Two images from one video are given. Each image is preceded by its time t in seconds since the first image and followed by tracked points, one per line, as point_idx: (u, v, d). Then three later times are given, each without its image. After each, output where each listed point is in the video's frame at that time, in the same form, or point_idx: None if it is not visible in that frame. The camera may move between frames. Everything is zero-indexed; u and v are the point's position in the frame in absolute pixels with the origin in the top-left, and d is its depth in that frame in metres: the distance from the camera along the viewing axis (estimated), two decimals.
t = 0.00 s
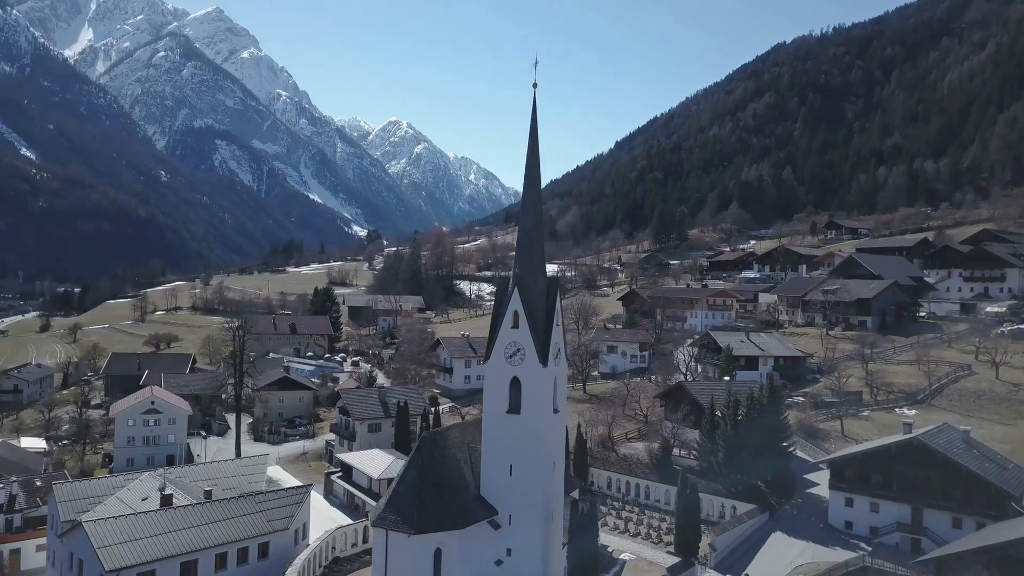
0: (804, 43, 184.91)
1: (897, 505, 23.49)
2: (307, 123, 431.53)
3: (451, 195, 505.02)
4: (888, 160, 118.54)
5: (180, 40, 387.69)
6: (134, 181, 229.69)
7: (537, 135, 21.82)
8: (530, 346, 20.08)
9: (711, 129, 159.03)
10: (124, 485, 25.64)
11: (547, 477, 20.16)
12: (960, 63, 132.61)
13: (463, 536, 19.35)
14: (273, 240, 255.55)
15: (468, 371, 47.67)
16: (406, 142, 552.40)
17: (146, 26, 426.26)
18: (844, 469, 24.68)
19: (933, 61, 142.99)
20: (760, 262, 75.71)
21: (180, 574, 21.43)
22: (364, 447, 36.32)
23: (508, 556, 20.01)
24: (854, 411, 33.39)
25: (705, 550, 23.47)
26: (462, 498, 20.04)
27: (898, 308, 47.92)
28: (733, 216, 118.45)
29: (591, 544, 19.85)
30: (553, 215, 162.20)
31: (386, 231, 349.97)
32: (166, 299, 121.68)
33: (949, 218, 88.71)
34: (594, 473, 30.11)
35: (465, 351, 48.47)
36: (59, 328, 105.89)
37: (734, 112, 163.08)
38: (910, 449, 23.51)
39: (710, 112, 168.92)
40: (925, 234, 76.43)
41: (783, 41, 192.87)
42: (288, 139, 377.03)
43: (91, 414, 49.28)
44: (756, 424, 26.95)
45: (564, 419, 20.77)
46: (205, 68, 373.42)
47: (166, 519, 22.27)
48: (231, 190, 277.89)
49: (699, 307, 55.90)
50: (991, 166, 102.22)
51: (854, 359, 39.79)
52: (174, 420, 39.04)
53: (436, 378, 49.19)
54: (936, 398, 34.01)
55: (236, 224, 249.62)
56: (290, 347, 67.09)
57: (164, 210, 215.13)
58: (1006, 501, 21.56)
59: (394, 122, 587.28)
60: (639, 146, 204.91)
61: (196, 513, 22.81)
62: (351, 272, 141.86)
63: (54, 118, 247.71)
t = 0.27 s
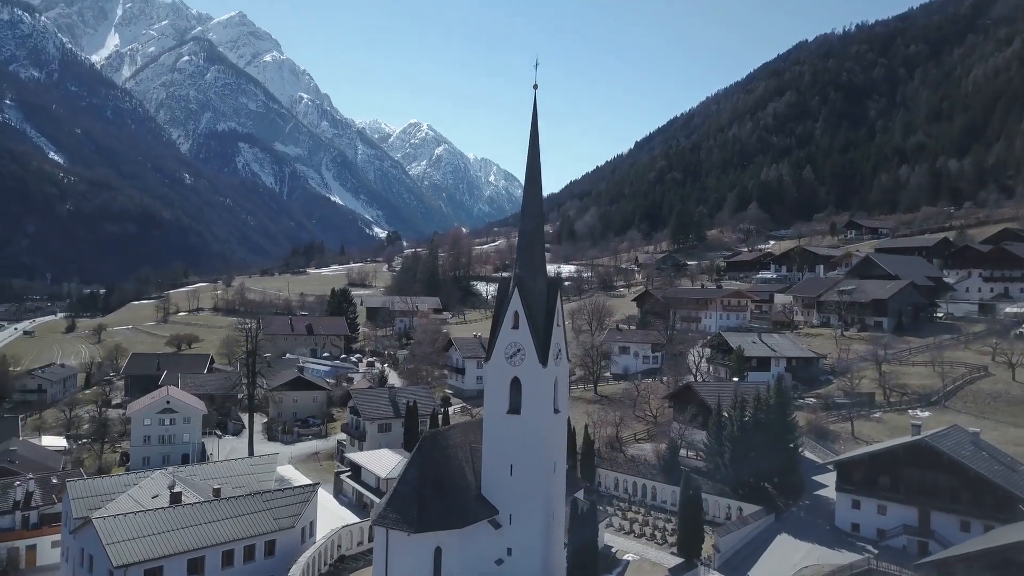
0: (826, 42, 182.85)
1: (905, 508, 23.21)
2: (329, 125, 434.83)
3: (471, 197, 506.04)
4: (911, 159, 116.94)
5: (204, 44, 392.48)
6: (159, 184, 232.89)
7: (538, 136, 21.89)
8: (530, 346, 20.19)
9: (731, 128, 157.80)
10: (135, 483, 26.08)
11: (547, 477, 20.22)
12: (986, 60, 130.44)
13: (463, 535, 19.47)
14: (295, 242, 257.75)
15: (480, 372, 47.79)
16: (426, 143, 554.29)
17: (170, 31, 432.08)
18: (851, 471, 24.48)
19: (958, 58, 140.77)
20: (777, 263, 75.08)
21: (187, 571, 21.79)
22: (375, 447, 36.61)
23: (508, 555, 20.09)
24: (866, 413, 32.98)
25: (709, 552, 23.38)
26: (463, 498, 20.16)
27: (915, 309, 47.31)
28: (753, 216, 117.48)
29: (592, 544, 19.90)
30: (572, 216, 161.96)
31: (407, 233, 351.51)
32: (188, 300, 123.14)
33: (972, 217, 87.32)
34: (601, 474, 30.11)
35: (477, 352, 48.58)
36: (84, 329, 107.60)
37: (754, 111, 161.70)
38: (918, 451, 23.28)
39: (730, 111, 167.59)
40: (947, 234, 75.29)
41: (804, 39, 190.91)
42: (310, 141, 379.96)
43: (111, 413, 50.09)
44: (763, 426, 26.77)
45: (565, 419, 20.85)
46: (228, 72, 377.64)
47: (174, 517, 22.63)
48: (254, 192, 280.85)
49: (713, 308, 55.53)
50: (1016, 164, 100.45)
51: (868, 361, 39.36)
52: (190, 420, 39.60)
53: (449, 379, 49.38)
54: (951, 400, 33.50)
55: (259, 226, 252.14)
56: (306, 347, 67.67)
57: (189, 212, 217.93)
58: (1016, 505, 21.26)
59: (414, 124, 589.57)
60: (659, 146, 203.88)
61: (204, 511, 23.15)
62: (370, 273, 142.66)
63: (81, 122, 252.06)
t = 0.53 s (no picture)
0: (852, 39, 180.33)
1: (916, 510, 22.93)
2: (353, 127, 438.23)
3: (494, 198, 506.75)
4: (938, 157, 114.99)
5: (231, 48, 397.60)
6: (187, 187, 236.39)
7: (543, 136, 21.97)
8: (533, 345, 20.28)
9: (755, 128, 156.28)
10: (151, 479, 26.62)
11: (551, 476, 20.32)
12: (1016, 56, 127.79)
13: (467, 533, 19.61)
14: (320, 243, 260.03)
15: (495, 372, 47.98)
16: (449, 145, 556.14)
17: (198, 35, 438.51)
18: (861, 472, 24.23)
19: (987, 54, 138.05)
20: (799, 263, 74.31)
21: (197, 566, 22.16)
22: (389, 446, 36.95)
23: (512, 554, 20.21)
24: (881, 414, 32.51)
25: (715, 552, 23.32)
26: (467, 496, 20.34)
27: (936, 309, 46.57)
28: (776, 216, 116.27)
29: (596, 544, 19.95)
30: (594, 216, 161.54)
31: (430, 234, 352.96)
32: (213, 301, 124.80)
33: (1000, 216, 85.67)
34: (612, 474, 30.14)
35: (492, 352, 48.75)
36: (112, 330, 109.47)
37: (778, 110, 159.95)
38: (928, 453, 23.00)
39: (754, 110, 165.93)
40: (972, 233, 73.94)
41: (830, 37, 188.40)
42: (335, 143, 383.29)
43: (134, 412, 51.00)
44: (774, 426, 26.58)
45: (569, 419, 20.92)
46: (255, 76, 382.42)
47: (186, 513, 23.07)
48: (279, 194, 283.94)
49: (731, 308, 55.14)
50: None
51: (886, 362, 38.84)
52: (208, 418, 40.27)
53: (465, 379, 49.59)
54: (970, 402, 32.90)
55: (285, 227, 254.83)
56: (326, 347, 68.34)
57: (216, 214, 220.94)
58: None
59: (438, 126, 591.59)
60: (682, 146, 202.44)
61: (216, 508, 23.57)
62: (392, 274, 143.48)
63: (111, 127, 256.82)
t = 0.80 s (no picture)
0: (879, 36, 177.64)
1: (925, 512, 22.63)
2: (377, 129, 441.18)
3: (517, 199, 507.06)
4: (965, 155, 112.89)
5: (257, 52, 402.39)
6: (214, 189, 239.70)
7: (545, 136, 22.01)
8: (534, 344, 20.36)
9: (778, 127, 154.66)
10: (164, 476, 27.13)
11: (551, 475, 20.36)
12: None
13: (467, 531, 19.70)
14: (344, 244, 262.08)
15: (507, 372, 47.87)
16: (473, 146, 557.46)
17: (225, 39, 444.75)
18: (869, 473, 24.00)
19: (1018, 50, 135.23)
20: (819, 263, 73.53)
21: (204, 561, 22.53)
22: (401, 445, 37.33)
23: (513, 552, 20.25)
24: (895, 415, 32.03)
25: (721, 553, 23.21)
26: (468, 495, 20.44)
27: (956, 309, 45.78)
28: (798, 216, 115.03)
29: (596, 544, 19.94)
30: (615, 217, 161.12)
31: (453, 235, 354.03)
32: (238, 302, 126.51)
33: None
34: (621, 474, 30.11)
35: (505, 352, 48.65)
36: (139, 330, 111.51)
37: (803, 108, 158.10)
38: (936, 454, 22.65)
39: (777, 109, 164.24)
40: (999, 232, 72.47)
41: (857, 34, 185.67)
42: (359, 145, 385.93)
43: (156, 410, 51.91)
44: (782, 426, 26.33)
45: (571, 418, 20.98)
46: (280, 79, 386.55)
47: (196, 508, 23.50)
48: (304, 196, 286.75)
49: (748, 308, 54.67)
50: None
51: (902, 362, 38.31)
52: (224, 416, 40.90)
53: (479, 380, 49.85)
54: (987, 404, 32.24)
55: (310, 229, 257.24)
56: (344, 347, 69.03)
57: (242, 216, 223.72)
58: None
59: (461, 127, 593.32)
60: (705, 145, 201.01)
61: (224, 505, 23.93)
62: (414, 274, 144.39)
63: (141, 131, 261.56)
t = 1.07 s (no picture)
0: (899, 34, 175.51)
1: (929, 514, 22.41)
2: (395, 131, 443.06)
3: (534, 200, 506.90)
4: (986, 154, 111.27)
5: (276, 56, 405.80)
6: (233, 192, 241.89)
7: (544, 136, 22.02)
8: (532, 345, 20.42)
9: (796, 126, 153.32)
10: (171, 475, 27.50)
11: (550, 474, 20.43)
12: None
13: (465, 530, 19.80)
14: (362, 246, 263.53)
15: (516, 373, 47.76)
16: (490, 148, 558.38)
17: (245, 43, 449.15)
18: (873, 474, 23.80)
19: None
20: (834, 263, 72.86)
21: (208, 559, 22.83)
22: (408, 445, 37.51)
23: (512, 552, 20.34)
24: (904, 417, 31.69)
25: (723, 554, 23.13)
26: (467, 494, 20.57)
27: (971, 309, 45.22)
28: (815, 216, 113.99)
29: (594, 544, 19.99)
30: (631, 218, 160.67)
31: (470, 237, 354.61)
32: (256, 303, 127.63)
33: None
34: (625, 475, 30.05)
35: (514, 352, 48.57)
36: (159, 331, 112.91)
37: (821, 107, 156.61)
38: (940, 455, 22.42)
39: (795, 109, 162.84)
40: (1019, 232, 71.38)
41: (877, 32, 183.55)
42: (377, 146, 387.68)
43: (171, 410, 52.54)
44: (787, 427, 26.16)
45: (569, 417, 21.02)
46: (299, 82, 389.29)
47: (201, 506, 23.81)
48: (323, 198, 288.66)
49: (760, 308, 54.32)
50: None
51: (914, 363, 37.92)
52: (235, 416, 41.29)
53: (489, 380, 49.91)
54: (999, 405, 31.81)
55: (328, 230, 258.84)
56: (358, 348, 69.41)
57: (261, 218, 225.59)
58: None
59: (478, 129, 594.25)
60: (723, 146, 199.82)
61: (228, 502, 24.22)
62: (430, 276, 144.85)
63: (162, 134, 264.70)
